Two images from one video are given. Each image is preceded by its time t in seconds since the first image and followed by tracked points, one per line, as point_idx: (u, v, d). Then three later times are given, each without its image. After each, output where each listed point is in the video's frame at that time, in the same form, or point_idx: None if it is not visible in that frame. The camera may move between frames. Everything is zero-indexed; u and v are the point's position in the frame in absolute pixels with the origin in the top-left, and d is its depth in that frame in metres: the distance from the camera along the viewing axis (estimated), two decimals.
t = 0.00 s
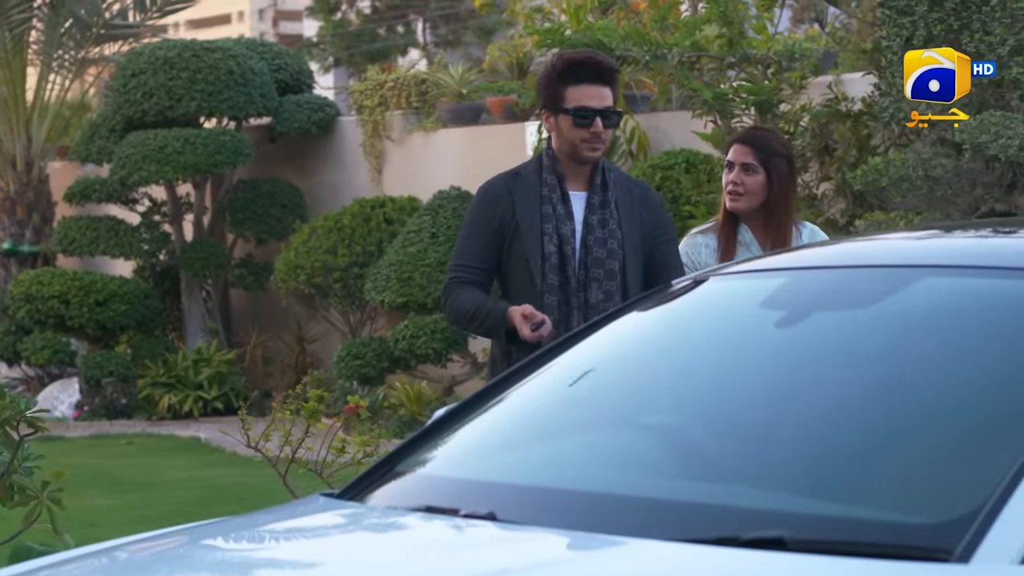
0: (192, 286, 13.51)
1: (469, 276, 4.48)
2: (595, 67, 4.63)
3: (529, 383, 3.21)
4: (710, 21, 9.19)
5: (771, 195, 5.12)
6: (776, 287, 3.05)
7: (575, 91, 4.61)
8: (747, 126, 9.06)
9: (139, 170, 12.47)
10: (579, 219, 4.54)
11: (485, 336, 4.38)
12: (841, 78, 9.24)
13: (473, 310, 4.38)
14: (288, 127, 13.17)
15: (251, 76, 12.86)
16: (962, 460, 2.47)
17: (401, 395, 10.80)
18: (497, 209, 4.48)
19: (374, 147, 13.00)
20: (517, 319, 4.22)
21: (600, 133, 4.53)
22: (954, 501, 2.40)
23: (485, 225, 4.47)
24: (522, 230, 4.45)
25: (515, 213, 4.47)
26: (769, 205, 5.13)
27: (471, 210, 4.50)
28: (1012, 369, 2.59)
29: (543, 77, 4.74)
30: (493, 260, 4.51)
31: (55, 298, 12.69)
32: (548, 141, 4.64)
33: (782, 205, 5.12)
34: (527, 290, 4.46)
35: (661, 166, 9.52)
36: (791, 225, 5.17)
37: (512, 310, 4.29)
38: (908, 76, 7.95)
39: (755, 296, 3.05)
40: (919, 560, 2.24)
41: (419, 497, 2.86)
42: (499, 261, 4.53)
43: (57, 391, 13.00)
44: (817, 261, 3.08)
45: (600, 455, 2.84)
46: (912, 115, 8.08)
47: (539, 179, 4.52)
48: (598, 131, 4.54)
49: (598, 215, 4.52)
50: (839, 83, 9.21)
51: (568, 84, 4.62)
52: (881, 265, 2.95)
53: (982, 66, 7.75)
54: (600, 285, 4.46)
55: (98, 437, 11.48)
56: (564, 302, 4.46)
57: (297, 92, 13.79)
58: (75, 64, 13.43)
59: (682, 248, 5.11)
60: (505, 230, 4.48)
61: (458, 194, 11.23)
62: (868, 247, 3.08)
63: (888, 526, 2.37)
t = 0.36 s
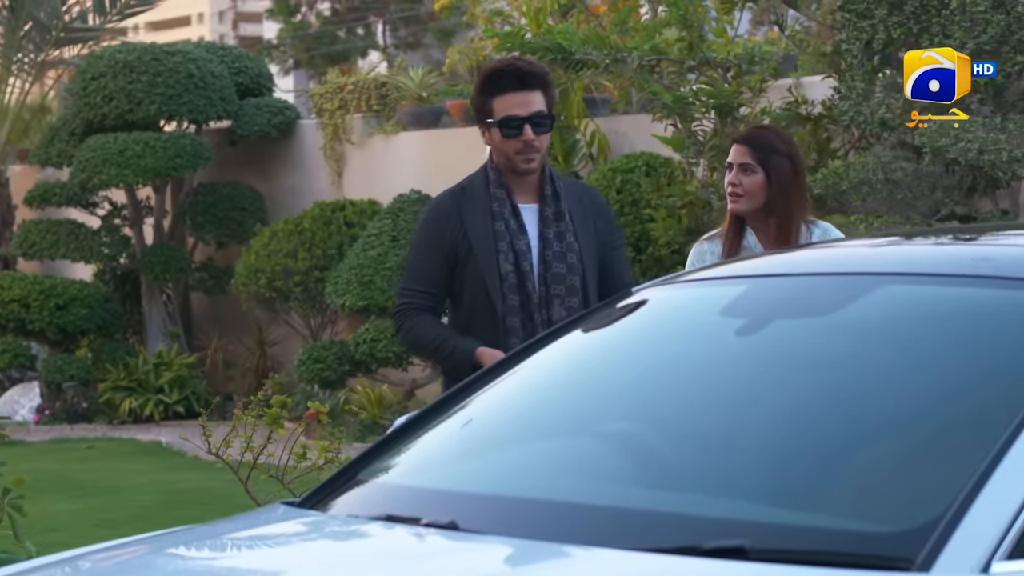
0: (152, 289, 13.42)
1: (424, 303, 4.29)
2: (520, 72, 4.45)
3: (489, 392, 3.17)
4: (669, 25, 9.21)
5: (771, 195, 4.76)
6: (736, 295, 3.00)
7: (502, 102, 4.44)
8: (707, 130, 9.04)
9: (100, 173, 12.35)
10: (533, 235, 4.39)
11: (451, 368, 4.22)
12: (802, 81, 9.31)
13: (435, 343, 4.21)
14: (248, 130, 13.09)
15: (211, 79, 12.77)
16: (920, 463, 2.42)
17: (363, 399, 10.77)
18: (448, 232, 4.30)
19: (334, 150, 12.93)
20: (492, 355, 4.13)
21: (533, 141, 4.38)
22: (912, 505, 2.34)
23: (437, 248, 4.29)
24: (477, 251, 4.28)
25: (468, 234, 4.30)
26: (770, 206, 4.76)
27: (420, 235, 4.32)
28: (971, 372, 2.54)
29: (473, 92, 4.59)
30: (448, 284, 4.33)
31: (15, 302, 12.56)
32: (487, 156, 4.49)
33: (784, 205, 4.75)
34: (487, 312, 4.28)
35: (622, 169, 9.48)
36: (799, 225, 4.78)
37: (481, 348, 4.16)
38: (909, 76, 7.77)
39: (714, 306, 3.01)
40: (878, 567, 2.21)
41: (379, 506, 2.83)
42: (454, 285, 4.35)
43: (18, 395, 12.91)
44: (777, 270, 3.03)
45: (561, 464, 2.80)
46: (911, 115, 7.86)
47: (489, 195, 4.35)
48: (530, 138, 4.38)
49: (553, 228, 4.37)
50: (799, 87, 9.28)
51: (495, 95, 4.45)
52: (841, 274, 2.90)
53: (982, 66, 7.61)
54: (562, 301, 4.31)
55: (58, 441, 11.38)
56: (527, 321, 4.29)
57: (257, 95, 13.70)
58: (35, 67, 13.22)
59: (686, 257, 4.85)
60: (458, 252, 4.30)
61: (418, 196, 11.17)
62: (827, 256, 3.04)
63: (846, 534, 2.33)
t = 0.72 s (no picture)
0: (123, 294, 13.29)
1: (360, 310, 4.04)
2: (435, 68, 4.20)
3: (458, 400, 3.14)
4: (639, 28, 9.22)
5: (757, 201, 4.68)
6: (706, 303, 2.98)
7: (421, 101, 4.17)
8: (677, 134, 8.99)
9: (69, 178, 12.29)
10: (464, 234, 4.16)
11: (398, 371, 3.98)
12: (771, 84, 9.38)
13: (377, 347, 3.97)
14: (218, 134, 13.01)
15: (181, 83, 12.69)
16: (889, 469, 2.40)
17: (332, 403, 10.70)
18: (383, 235, 4.04)
19: (304, 154, 12.89)
20: (444, 349, 3.88)
21: (456, 139, 4.15)
22: (882, 513, 2.32)
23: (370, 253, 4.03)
24: (413, 253, 4.03)
25: (403, 236, 4.04)
26: (756, 212, 4.69)
27: (350, 242, 4.04)
28: (940, 380, 2.52)
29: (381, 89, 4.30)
30: (383, 289, 4.06)
31: None
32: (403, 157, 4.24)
33: (771, 211, 4.68)
34: (429, 315, 4.04)
35: (591, 173, 9.49)
36: (790, 229, 4.71)
37: (431, 344, 3.92)
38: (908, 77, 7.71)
39: (684, 314, 2.99)
40: None
41: (348, 515, 2.80)
42: (388, 292, 4.08)
43: None
44: (747, 278, 3.01)
45: (529, 472, 2.78)
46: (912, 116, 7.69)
47: (416, 198, 4.11)
48: (453, 136, 4.15)
49: (484, 225, 4.16)
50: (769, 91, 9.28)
51: (411, 93, 4.19)
52: (810, 281, 2.88)
53: (981, 66, 7.58)
54: (502, 299, 4.10)
55: (27, 446, 11.29)
56: (471, 323, 4.06)
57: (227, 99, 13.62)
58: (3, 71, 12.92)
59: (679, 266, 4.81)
60: (395, 256, 4.04)
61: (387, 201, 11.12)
62: (797, 264, 3.02)
63: (816, 543, 2.31)
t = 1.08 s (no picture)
0: (99, 297, 13.19)
1: (317, 331, 3.94)
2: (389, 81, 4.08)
3: (435, 409, 3.11)
4: (616, 31, 9.21)
5: (719, 209, 4.58)
6: (683, 311, 2.96)
7: (377, 115, 4.06)
8: (653, 137, 8.99)
9: (46, 181, 12.24)
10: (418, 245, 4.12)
11: (360, 393, 3.88)
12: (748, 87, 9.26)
13: (338, 370, 3.87)
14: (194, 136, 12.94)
15: (157, 86, 12.61)
16: (868, 477, 2.38)
17: (310, 405, 10.67)
18: (339, 254, 3.95)
19: (280, 157, 12.78)
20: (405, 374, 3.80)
21: (414, 154, 4.07)
22: (860, 523, 2.31)
23: (326, 274, 3.94)
24: (370, 270, 3.97)
25: (359, 253, 3.97)
26: (719, 220, 4.59)
27: (305, 262, 3.95)
28: (918, 387, 2.50)
29: (326, 99, 4.16)
30: (340, 307, 3.99)
31: None
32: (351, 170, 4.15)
33: (733, 220, 4.57)
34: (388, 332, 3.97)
35: (568, 176, 9.47)
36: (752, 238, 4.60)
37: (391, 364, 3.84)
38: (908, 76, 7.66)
39: (660, 322, 2.96)
40: None
41: (325, 524, 2.77)
42: (344, 310, 4.01)
43: None
44: (724, 285, 2.99)
45: (506, 481, 2.76)
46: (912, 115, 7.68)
47: (369, 212, 4.05)
48: (411, 151, 4.08)
49: (439, 235, 4.12)
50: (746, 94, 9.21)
51: (363, 107, 4.07)
52: (788, 290, 2.86)
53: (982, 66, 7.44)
54: (460, 310, 4.08)
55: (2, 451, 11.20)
56: (431, 336, 4.03)
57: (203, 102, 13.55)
58: None
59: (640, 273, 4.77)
60: (351, 273, 3.97)
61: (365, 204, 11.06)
62: (775, 271, 3.00)
63: (791, 554, 2.30)
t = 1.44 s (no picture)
0: (81, 299, 13.13)
1: (293, 334, 3.94)
2: (382, 84, 4.10)
3: (418, 415, 3.10)
4: (598, 33, 9.20)
5: (679, 215, 4.55)
6: (665, 318, 2.95)
7: (367, 118, 4.08)
8: (636, 140, 9.05)
9: (28, 183, 12.18)
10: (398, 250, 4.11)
11: (335, 394, 3.87)
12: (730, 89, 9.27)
13: (316, 370, 3.86)
14: (176, 138, 12.89)
15: (139, 88, 12.55)
16: (848, 483, 2.37)
17: (292, 408, 10.64)
18: (314, 257, 3.95)
19: (263, 159, 12.78)
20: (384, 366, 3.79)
21: (404, 157, 4.09)
22: (843, 530, 2.29)
23: (302, 277, 3.93)
24: (346, 275, 3.95)
25: (335, 257, 3.96)
26: (677, 226, 4.56)
27: (281, 265, 3.94)
28: (901, 393, 2.48)
29: (315, 102, 4.16)
30: (316, 311, 3.99)
31: None
32: (335, 174, 4.14)
33: (693, 225, 4.55)
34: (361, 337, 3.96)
35: (551, 178, 9.45)
36: (712, 244, 4.58)
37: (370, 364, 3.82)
38: (908, 75, 7.59)
39: (642, 329, 2.95)
40: None
41: (307, 532, 2.75)
42: (320, 314, 4.00)
43: None
44: (707, 292, 2.98)
45: (488, 489, 2.75)
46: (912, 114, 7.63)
47: (348, 217, 4.04)
48: (401, 155, 4.09)
49: (418, 241, 4.11)
50: (728, 95, 9.21)
51: (354, 109, 4.08)
52: (768, 297, 2.84)
53: (981, 66, 7.40)
54: (437, 317, 4.06)
55: None
56: (406, 342, 4.01)
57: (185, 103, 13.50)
58: None
59: (598, 276, 4.77)
60: (326, 277, 3.96)
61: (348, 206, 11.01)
62: (758, 277, 2.98)
63: (773, 561, 2.28)
